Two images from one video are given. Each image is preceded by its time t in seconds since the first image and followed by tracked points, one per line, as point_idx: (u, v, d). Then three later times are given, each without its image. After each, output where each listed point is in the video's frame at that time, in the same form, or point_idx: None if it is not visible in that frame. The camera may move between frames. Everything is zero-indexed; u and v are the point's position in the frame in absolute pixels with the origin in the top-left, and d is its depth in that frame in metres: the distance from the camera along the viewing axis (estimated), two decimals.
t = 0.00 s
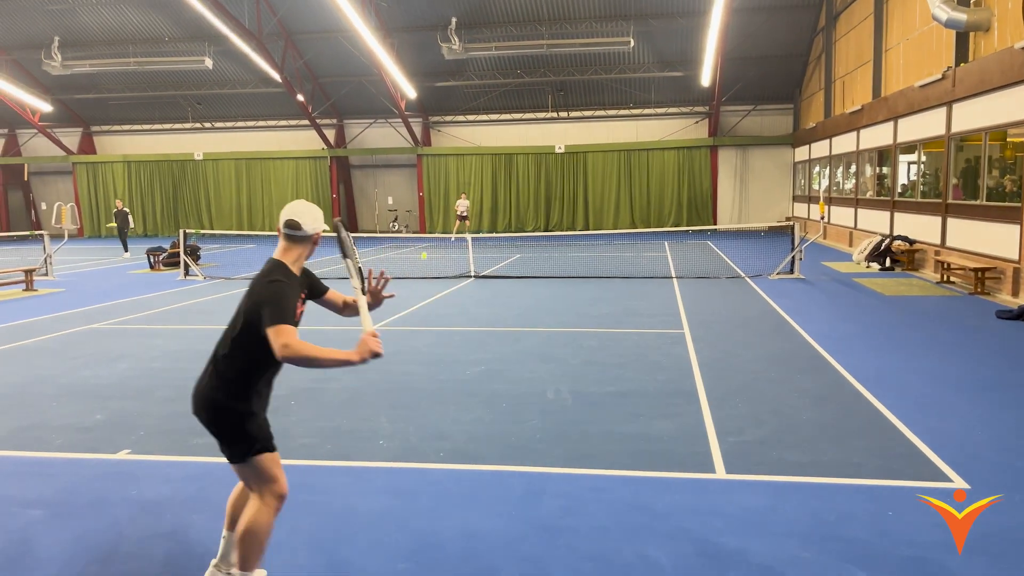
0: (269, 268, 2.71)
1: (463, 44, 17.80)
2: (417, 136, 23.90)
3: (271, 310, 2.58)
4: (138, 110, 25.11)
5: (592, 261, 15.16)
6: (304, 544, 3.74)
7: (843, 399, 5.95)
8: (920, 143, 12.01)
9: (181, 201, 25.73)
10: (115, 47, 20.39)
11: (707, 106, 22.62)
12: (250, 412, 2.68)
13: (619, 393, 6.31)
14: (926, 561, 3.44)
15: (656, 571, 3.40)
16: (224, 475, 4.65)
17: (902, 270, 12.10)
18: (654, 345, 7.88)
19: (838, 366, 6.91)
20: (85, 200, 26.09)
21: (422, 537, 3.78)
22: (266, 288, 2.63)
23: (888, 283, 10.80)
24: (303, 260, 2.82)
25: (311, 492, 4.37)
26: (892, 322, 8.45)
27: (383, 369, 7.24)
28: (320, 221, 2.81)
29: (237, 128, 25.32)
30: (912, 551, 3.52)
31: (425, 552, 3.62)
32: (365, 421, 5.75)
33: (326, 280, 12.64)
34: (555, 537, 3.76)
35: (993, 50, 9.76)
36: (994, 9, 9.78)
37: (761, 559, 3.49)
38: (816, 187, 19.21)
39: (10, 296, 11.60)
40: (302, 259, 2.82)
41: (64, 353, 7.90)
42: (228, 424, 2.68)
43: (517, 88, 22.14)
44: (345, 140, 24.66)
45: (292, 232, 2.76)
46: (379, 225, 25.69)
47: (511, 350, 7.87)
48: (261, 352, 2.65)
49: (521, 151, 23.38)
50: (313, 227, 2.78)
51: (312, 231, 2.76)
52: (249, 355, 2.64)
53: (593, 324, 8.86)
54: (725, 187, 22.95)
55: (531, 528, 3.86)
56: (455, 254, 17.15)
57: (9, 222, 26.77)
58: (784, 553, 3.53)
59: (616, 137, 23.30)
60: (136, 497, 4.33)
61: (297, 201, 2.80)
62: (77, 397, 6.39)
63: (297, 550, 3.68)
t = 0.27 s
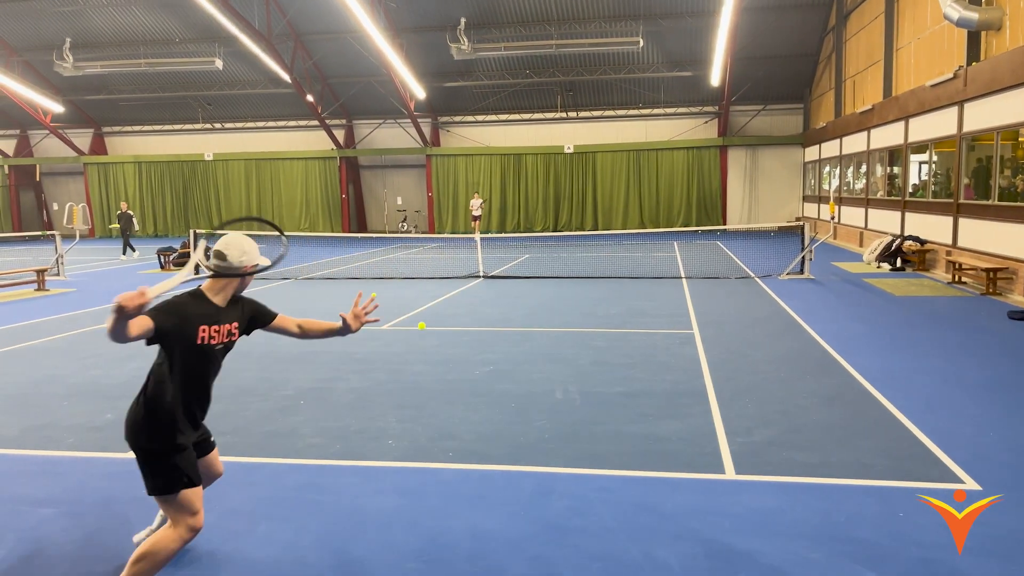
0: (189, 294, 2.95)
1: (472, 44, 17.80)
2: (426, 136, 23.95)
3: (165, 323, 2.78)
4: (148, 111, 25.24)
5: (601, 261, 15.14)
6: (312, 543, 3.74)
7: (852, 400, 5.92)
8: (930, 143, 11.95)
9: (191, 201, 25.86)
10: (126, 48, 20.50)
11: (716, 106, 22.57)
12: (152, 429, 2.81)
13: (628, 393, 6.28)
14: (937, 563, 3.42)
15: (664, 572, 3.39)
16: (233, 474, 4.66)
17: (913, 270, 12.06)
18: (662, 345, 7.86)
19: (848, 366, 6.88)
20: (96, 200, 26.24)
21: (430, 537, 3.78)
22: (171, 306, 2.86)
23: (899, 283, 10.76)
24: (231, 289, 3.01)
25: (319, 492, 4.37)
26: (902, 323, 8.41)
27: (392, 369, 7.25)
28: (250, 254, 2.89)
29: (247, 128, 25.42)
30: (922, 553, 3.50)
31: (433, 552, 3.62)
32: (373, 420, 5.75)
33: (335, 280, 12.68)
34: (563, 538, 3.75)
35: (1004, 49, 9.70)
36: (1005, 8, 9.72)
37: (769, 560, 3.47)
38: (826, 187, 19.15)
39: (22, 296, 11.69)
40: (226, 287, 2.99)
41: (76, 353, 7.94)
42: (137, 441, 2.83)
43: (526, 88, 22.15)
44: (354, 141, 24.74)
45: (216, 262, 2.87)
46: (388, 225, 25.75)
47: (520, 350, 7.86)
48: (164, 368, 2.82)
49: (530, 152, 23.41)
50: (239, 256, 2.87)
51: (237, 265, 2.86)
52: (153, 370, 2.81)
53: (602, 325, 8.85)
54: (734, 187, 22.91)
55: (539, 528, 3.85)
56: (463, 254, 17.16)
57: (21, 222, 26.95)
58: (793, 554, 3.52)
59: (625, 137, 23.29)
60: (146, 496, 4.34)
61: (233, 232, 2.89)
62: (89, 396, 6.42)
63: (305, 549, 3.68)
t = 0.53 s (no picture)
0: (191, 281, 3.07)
1: (478, 45, 17.80)
2: (432, 136, 23.98)
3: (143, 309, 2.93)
4: (155, 111, 25.30)
5: (607, 261, 15.13)
6: (321, 542, 3.75)
7: (860, 400, 5.91)
8: (938, 143, 11.92)
9: (197, 201, 25.94)
10: (133, 49, 20.58)
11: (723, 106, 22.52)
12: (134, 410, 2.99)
13: (634, 394, 6.28)
14: (945, 564, 3.41)
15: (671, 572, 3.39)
16: (241, 474, 4.68)
17: (920, 270, 12.03)
18: (668, 346, 7.85)
19: (855, 367, 6.86)
20: (104, 200, 26.34)
21: (438, 536, 3.79)
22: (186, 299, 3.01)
23: (906, 283, 10.73)
24: (201, 265, 3.13)
25: (326, 491, 4.38)
26: (909, 323, 8.39)
27: (399, 369, 7.26)
28: (216, 228, 3.11)
29: (254, 128, 25.48)
30: (931, 554, 3.50)
31: (441, 551, 3.63)
32: (380, 420, 5.76)
33: (341, 280, 12.71)
34: (570, 537, 3.75)
35: (1013, 48, 9.66)
36: (1014, 8, 9.68)
37: (777, 560, 3.47)
38: (833, 187, 19.11)
39: (31, 295, 11.76)
40: (203, 265, 3.13)
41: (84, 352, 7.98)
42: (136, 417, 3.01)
43: (532, 88, 22.15)
44: (361, 141, 24.77)
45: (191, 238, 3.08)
46: (394, 225, 25.80)
47: (526, 350, 7.86)
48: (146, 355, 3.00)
49: (536, 152, 23.41)
50: (204, 233, 3.09)
51: (202, 237, 3.07)
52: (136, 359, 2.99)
53: (608, 325, 8.84)
54: (741, 187, 22.90)
55: (547, 528, 3.85)
56: (469, 254, 17.17)
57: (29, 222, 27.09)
58: (800, 555, 3.51)
59: (631, 137, 23.27)
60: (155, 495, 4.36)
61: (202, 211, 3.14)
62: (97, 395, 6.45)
63: (313, 548, 3.70)
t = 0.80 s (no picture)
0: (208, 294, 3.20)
1: (481, 44, 17.81)
2: (435, 136, 23.99)
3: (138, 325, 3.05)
4: (158, 111, 25.33)
5: (609, 261, 15.13)
6: (323, 542, 3.76)
7: (862, 401, 5.90)
8: (941, 143, 11.90)
9: (200, 200, 25.97)
10: (136, 48, 20.60)
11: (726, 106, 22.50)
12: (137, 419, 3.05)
13: (637, 394, 6.27)
14: (947, 564, 3.41)
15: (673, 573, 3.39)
16: (243, 473, 4.68)
17: (924, 270, 12.03)
18: (671, 346, 7.85)
19: (858, 367, 6.85)
20: (107, 200, 26.38)
21: (440, 536, 3.80)
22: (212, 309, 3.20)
23: (909, 283, 10.73)
24: (192, 278, 3.16)
25: (329, 491, 4.38)
26: (912, 324, 8.38)
27: (401, 368, 7.26)
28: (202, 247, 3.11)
29: (256, 128, 25.51)
30: (932, 554, 3.49)
31: (442, 551, 3.64)
32: (383, 420, 5.76)
33: (344, 280, 12.72)
34: (573, 537, 3.76)
35: (1016, 48, 9.63)
36: (1017, 7, 9.67)
37: (778, 561, 3.47)
38: (836, 187, 19.10)
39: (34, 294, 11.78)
40: (195, 277, 3.17)
41: (86, 352, 7.99)
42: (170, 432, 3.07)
43: (535, 88, 22.15)
44: (364, 140, 24.79)
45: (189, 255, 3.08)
46: (396, 225, 25.83)
47: (529, 350, 7.86)
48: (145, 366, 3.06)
49: (539, 151, 23.41)
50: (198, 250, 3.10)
51: (203, 253, 3.11)
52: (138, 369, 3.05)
53: (610, 325, 8.84)
54: (744, 187, 22.92)
55: (549, 528, 3.85)
56: (471, 254, 17.18)
57: (32, 221, 27.13)
58: (803, 555, 3.51)
59: (634, 137, 23.28)
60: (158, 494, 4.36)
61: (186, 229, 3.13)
62: (100, 394, 6.46)
63: (316, 547, 3.70)
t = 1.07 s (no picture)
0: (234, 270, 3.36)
1: (482, 44, 17.82)
2: (436, 135, 23.99)
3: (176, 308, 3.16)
4: (159, 110, 25.35)
5: (610, 260, 15.14)
6: (324, 541, 3.76)
7: (863, 400, 5.89)
8: (943, 142, 11.89)
9: (201, 200, 25.99)
10: (138, 48, 20.62)
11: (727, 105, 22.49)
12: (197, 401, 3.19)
13: (638, 393, 6.27)
14: (948, 564, 3.40)
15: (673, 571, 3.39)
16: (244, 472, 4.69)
17: (925, 270, 12.03)
18: (672, 345, 7.85)
19: (859, 367, 6.85)
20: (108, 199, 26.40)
21: (441, 535, 3.80)
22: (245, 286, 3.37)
23: (910, 283, 10.73)
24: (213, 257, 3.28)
25: (330, 490, 4.39)
26: (913, 323, 8.38)
27: (403, 368, 7.27)
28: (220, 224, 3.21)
29: (258, 127, 25.52)
30: (933, 554, 3.49)
31: (443, 550, 3.64)
32: (384, 419, 5.76)
33: (345, 279, 12.73)
34: (574, 536, 3.76)
35: (1018, 47, 9.62)
36: (1018, 6, 9.67)
37: (779, 560, 3.47)
38: (837, 186, 19.09)
39: (35, 293, 11.78)
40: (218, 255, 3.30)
41: (88, 351, 7.99)
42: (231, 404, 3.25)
43: (537, 87, 22.15)
44: (365, 140, 24.80)
45: (217, 236, 3.22)
46: (398, 224, 25.85)
47: (530, 349, 7.86)
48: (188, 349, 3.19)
49: (540, 151, 23.40)
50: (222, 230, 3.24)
51: (227, 234, 3.25)
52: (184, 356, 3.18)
53: (612, 324, 8.84)
54: (745, 186, 22.93)
55: (550, 527, 3.85)
56: (472, 253, 17.19)
57: (34, 221, 27.15)
58: (804, 554, 3.51)
59: (635, 137, 23.27)
60: (159, 494, 4.36)
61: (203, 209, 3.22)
62: (101, 393, 6.46)
63: (317, 546, 3.70)
